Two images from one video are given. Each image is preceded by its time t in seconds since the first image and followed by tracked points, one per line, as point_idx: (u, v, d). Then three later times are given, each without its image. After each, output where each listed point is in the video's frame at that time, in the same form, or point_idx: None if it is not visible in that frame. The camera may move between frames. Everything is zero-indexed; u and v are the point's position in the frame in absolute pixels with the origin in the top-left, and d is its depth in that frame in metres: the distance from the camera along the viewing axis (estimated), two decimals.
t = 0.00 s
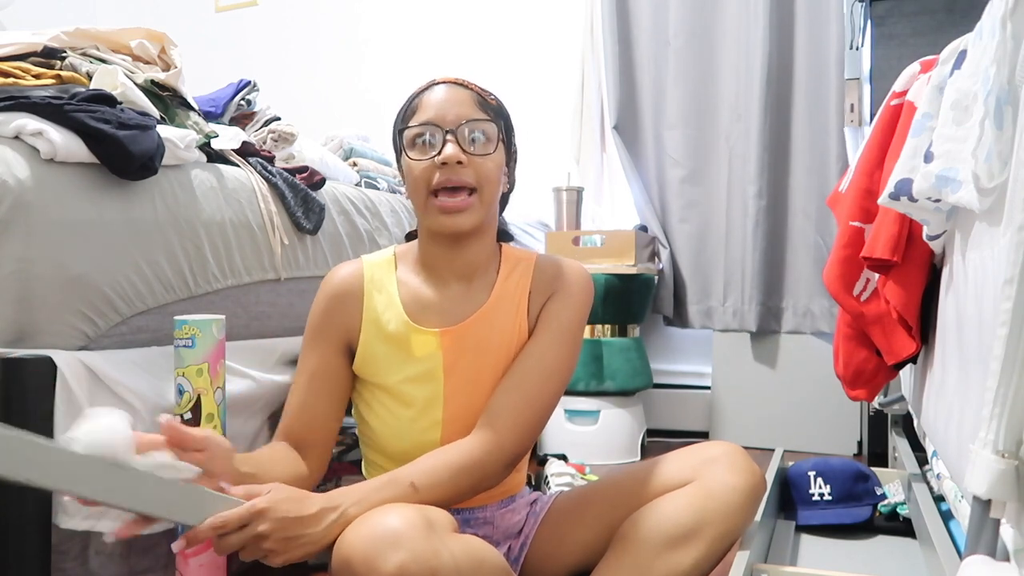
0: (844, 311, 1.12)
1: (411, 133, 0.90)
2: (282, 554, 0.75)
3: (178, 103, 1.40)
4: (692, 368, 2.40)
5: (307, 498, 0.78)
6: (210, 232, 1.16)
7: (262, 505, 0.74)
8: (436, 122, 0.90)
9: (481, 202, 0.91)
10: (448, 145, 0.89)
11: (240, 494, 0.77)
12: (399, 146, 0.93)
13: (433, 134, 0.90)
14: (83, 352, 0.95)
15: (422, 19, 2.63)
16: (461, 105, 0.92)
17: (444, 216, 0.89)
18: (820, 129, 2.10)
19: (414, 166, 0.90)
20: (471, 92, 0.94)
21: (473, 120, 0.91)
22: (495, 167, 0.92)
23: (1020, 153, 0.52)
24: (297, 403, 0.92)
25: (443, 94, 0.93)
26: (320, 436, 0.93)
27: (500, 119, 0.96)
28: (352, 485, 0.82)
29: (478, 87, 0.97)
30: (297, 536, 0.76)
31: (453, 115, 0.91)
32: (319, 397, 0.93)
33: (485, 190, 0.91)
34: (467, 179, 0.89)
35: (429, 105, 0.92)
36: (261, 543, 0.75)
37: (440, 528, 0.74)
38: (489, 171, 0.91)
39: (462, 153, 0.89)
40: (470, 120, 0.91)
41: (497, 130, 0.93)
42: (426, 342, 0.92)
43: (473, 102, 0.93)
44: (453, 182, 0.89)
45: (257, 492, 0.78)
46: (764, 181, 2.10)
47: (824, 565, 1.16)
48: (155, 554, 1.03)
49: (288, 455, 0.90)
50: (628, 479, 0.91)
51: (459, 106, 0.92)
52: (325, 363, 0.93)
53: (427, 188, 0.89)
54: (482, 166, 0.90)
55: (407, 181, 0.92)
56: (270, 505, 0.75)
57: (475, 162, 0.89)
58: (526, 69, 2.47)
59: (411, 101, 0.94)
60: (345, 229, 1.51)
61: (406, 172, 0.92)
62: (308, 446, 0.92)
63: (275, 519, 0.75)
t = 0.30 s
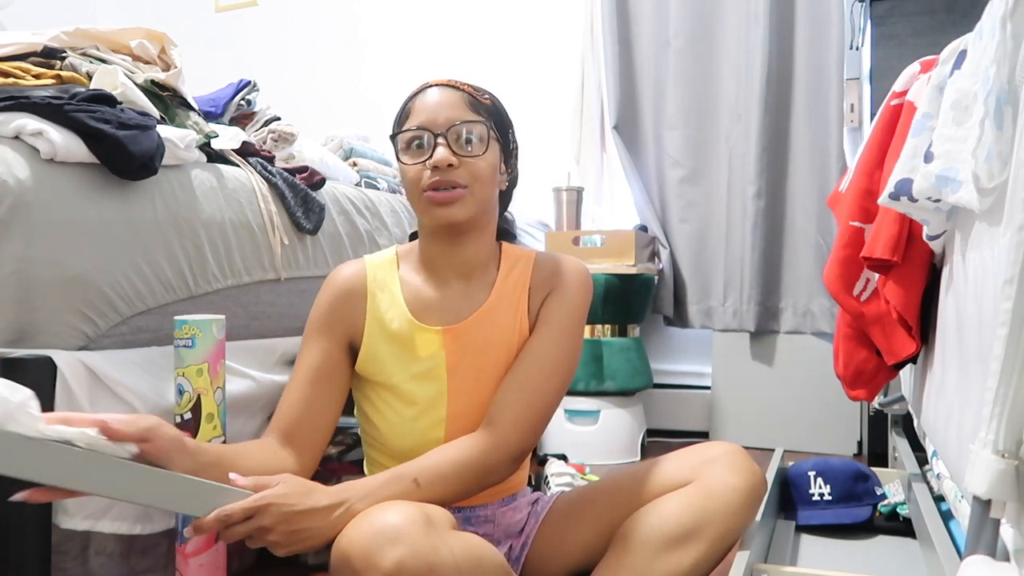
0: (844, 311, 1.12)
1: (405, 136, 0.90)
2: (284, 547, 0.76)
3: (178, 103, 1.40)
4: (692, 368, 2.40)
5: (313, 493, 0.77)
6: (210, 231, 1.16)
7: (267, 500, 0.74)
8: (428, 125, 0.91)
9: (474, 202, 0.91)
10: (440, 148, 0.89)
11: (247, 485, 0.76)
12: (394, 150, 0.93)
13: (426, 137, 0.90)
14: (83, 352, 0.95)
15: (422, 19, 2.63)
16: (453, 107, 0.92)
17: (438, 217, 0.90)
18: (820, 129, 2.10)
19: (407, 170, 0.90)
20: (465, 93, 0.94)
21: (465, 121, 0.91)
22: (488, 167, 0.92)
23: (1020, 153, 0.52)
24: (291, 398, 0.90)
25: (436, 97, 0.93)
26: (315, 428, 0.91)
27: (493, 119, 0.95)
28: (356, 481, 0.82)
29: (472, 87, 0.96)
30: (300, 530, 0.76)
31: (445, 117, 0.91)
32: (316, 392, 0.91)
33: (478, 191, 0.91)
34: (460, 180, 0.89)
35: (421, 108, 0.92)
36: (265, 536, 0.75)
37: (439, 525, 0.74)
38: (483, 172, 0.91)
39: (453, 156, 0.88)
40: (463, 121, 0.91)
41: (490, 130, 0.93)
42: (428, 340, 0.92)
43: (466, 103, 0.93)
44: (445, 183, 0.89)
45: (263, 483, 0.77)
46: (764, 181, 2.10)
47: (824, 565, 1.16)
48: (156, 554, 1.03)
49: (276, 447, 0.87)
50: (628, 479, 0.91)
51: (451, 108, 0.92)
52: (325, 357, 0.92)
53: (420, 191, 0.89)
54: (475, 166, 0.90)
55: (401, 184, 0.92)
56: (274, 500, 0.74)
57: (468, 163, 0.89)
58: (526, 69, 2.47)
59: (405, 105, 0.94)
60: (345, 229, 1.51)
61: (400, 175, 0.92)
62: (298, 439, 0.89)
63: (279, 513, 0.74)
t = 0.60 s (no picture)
0: (844, 311, 1.12)
1: (401, 135, 0.90)
2: (289, 545, 0.76)
3: (178, 103, 1.40)
4: (692, 368, 2.40)
5: (321, 491, 0.77)
6: (210, 231, 1.16)
7: (268, 499, 0.74)
8: (424, 124, 0.90)
9: (472, 201, 0.91)
10: (436, 147, 0.89)
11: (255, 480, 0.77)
12: (390, 148, 0.93)
13: (421, 135, 0.90)
14: (83, 352, 0.95)
15: (422, 19, 2.63)
16: (449, 106, 0.92)
17: (435, 216, 0.89)
18: (820, 129, 2.10)
19: (404, 169, 0.90)
20: (461, 92, 0.94)
21: (461, 120, 0.91)
22: (485, 166, 0.92)
23: (1020, 153, 0.52)
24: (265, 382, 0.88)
25: (431, 95, 0.92)
26: (292, 414, 0.88)
27: (489, 118, 0.95)
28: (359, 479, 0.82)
29: (468, 86, 0.96)
30: (308, 527, 0.76)
31: (441, 116, 0.91)
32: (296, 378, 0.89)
33: (475, 189, 0.91)
34: (457, 178, 0.89)
35: (417, 106, 0.92)
36: (273, 533, 0.76)
37: (441, 527, 0.74)
38: (480, 170, 0.91)
39: (451, 154, 0.88)
40: (460, 120, 0.91)
41: (487, 129, 0.93)
42: (427, 341, 0.92)
43: (462, 102, 0.93)
44: (442, 182, 0.88)
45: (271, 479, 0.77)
46: (764, 181, 2.10)
47: (824, 565, 1.16)
48: (156, 554, 1.03)
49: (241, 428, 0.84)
50: (627, 479, 0.91)
51: (448, 107, 0.92)
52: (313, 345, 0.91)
53: (417, 190, 0.89)
54: (472, 165, 0.90)
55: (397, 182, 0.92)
56: (277, 499, 0.74)
57: (465, 162, 0.89)
58: (526, 70, 2.47)
59: (400, 103, 0.94)
60: (345, 229, 1.51)
61: (395, 173, 0.92)
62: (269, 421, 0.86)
63: (282, 511, 0.75)
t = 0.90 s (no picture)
0: (844, 311, 1.12)
1: (398, 134, 0.90)
2: (286, 551, 0.76)
3: (178, 103, 1.40)
4: (692, 368, 2.40)
5: (315, 496, 0.77)
6: (210, 232, 1.16)
7: (259, 506, 0.73)
8: (421, 123, 0.90)
9: (470, 200, 0.91)
10: (436, 146, 0.89)
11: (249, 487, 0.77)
12: (386, 148, 0.92)
13: (418, 134, 0.89)
14: (83, 352, 0.95)
15: (422, 19, 2.63)
16: (446, 104, 0.92)
17: (436, 216, 0.89)
18: (820, 129, 2.10)
19: (402, 168, 0.89)
20: (456, 91, 0.94)
21: (458, 118, 0.91)
22: (484, 164, 0.92)
23: (1020, 152, 0.52)
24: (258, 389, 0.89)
25: (428, 93, 0.92)
26: (286, 421, 0.89)
27: (484, 116, 0.96)
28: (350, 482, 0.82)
29: (462, 85, 0.96)
30: (303, 533, 0.76)
31: (439, 114, 0.91)
32: (290, 385, 0.90)
33: (474, 188, 0.91)
34: (456, 177, 0.89)
35: (413, 105, 0.92)
36: (268, 541, 0.76)
37: (440, 529, 0.74)
38: (479, 168, 0.91)
39: (450, 153, 0.89)
40: (456, 119, 0.91)
41: (484, 128, 0.93)
42: (424, 344, 0.91)
43: (458, 101, 0.93)
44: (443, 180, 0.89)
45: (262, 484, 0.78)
46: (764, 181, 2.10)
47: (823, 565, 1.16)
48: (156, 553, 1.03)
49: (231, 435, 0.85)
50: (626, 480, 0.91)
51: (444, 106, 0.92)
52: (309, 350, 0.91)
53: (417, 189, 0.89)
54: (471, 164, 0.90)
55: (394, 182, 0.92)
56: (269, 507, 0.74)
57: (463, 161, 0.90)
58: (526, 70, 2.47)
59: (396, 102, 0.94)
60: (345, 229, 1.51)
61: (392, 173, 0.91)
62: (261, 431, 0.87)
63: (276, 518, 0.75)
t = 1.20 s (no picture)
0: (844, 311, 1.12)
1: (402, 135, 0.90)
2: (289, 557, 0.76)
3: (178, 103, 1.40)
4: (692, 368, 2.40)
5: (314, 500, 0.77)
6: (210, 232, 1.16)
7: (259, 511, 0.73)
8: (425, 124, 0.90)
9: (474, 202, 0.91)
10: (440, 148, 0.89)
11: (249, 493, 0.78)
12: (390, 149, 0.92)
13: (422, 136, 0.89)
14: (83, 352, 0.95)
15: (422, 19, 2.63)
16: (451, 107, 0.92)
17: (439, 218, 0.89)
18: (820, 129, 2.10)
19: (405, 169, 0.89)
20: (461, 92, 0.94)
21: (464, 121, 0.91)
22: (488, 167, 0.92)
23: (1020, 152, 0.52)
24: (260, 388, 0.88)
25: (433, 95, 0.92)
26: (287, 421, 0.88)
27: (490, 119, 0.96)
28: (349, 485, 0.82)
29: (468, 86, 0.96)
30: (305, 536, 0.76)
31: (444, 116, 0.91)
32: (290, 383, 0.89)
33: (477, 190, 0.91)
34: (460, 179, 0.89)
35: (418, 106, 0.92)
36: (270, 546, 0.75)
37: (440, 529, 0.74)
38: (483, 172, 0.91)
39: (454, 155, 0.88)
40: (461, 121, 0.91)
41: (489, 131, 0.93)
42: (426, 344, 0.91)
43: (463, 102, 0.93)
44: (446, 182, 0.88)
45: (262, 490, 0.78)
46: (764, 181, 2.10)
47: (823, 565, 1.16)
48: (156, 553, 1.03)
49: (234, 436, 0.85)
50: (626, 479, 0.91)
51: (449, 107, 0.92)
52: (311, 348, 0.91)
53: (420, 191, 0.89)
54: (475, 166, 0.90)
55: (397, 182, 0.92)
56: (269, 512, 0.74)
57: (467, 163, 0.89)
58: (526, 70, 2.47)
59: (401, 103, 0.94)
60: (345, 229, 1.51)
61: (396, 173, 0.91)
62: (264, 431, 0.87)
63: (276, 523, 0.74)
